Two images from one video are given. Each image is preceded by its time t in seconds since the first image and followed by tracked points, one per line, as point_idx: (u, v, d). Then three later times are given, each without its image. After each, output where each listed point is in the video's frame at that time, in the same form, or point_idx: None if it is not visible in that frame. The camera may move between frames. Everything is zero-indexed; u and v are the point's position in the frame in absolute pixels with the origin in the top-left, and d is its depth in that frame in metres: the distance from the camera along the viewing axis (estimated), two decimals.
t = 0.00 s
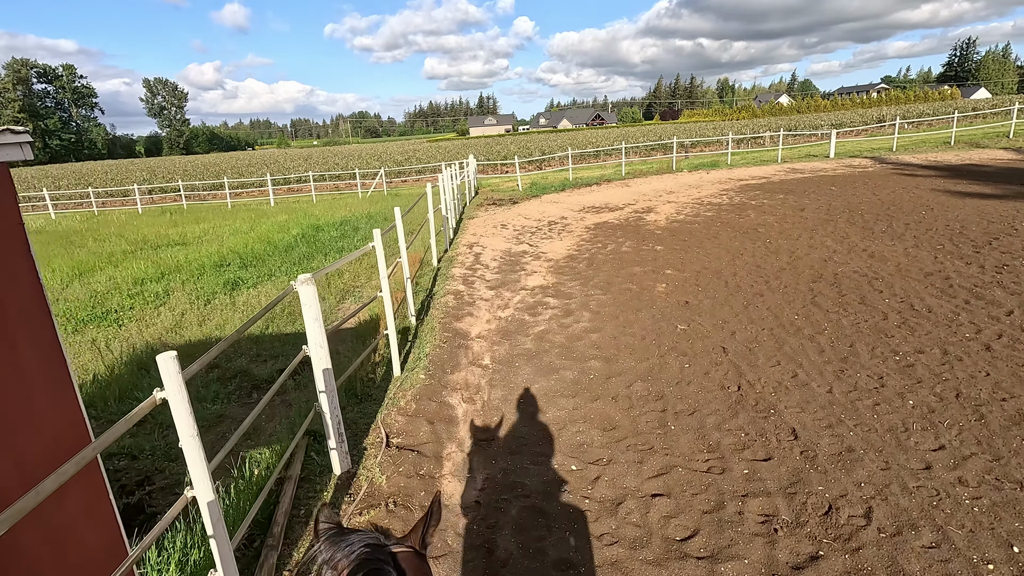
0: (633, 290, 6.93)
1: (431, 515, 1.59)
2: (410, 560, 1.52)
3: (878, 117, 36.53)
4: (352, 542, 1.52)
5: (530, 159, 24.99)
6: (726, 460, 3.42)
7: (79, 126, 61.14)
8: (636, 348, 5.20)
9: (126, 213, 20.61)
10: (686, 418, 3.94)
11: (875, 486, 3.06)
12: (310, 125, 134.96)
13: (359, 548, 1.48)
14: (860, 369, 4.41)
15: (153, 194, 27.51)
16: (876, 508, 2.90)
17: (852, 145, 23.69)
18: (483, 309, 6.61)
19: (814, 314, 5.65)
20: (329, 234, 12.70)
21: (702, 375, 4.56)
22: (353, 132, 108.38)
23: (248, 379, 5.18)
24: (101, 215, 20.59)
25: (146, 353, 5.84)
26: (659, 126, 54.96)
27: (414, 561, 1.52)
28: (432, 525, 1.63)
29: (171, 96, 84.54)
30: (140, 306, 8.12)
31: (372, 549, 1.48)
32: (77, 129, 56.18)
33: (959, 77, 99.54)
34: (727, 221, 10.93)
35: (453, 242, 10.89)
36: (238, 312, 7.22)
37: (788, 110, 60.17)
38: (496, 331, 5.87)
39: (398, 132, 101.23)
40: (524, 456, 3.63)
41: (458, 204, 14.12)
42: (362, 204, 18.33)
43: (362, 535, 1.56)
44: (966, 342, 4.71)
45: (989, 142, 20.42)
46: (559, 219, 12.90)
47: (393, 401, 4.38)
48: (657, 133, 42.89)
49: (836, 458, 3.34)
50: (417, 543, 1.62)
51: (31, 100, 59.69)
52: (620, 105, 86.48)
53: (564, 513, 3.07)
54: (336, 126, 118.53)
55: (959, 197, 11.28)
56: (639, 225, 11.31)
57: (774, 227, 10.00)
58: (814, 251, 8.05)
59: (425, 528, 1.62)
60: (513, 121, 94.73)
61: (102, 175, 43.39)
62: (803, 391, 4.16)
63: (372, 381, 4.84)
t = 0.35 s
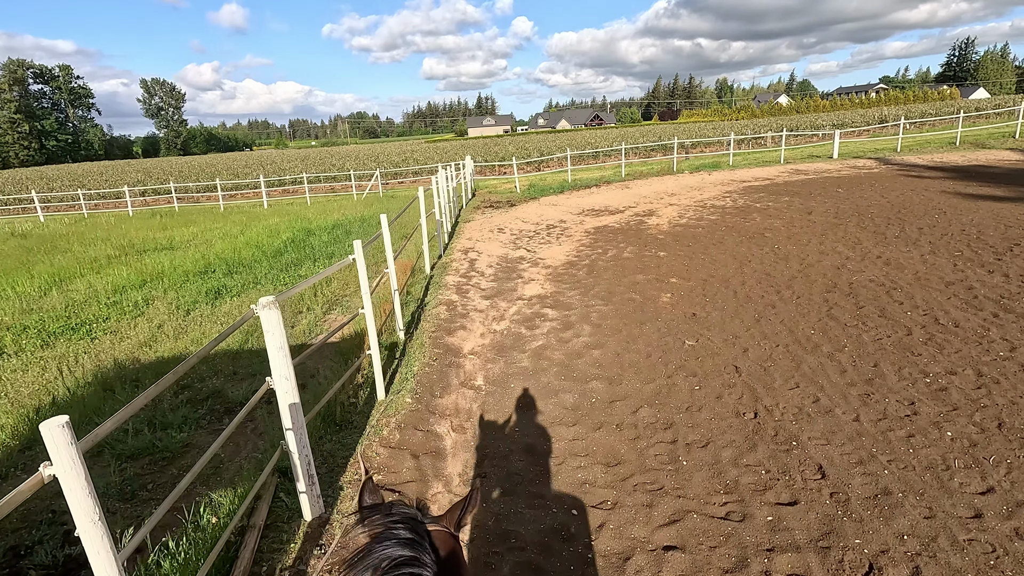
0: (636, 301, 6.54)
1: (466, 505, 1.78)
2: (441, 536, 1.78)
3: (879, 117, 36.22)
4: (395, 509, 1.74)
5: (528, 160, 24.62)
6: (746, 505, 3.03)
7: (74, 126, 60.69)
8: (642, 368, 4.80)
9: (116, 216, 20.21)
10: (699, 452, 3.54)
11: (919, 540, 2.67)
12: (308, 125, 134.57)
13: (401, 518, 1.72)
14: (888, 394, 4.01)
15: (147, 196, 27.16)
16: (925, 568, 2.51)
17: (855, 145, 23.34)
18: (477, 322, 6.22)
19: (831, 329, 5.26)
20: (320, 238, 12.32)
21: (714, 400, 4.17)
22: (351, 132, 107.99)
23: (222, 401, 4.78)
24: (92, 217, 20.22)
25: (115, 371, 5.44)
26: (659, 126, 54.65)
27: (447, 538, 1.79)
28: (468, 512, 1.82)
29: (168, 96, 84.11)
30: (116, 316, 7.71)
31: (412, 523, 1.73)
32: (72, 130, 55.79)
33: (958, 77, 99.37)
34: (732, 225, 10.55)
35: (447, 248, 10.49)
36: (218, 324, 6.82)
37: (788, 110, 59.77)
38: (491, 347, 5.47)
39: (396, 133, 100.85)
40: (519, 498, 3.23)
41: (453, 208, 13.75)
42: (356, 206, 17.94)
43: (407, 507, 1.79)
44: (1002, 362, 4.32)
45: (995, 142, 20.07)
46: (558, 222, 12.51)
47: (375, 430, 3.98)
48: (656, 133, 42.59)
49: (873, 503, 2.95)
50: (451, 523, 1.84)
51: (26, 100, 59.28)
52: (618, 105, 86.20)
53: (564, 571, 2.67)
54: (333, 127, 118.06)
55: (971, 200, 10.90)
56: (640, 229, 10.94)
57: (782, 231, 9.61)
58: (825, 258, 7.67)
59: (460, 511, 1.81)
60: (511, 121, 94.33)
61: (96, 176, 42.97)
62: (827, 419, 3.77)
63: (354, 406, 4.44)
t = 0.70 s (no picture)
0: (640, 313, 6.08)
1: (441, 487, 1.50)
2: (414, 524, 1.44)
3: (882, 117, 35.80)
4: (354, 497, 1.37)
5: (527, 161, 24.17)
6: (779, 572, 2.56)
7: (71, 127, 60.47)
8: (650, 393, 4.34)
9: (105, 218, 19.70)
10: (720, 502, 3.07)
11: None
12: (307, 125, 134.12)
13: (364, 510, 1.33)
14: (931, 429, 3.53)
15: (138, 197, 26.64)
16: None
17: (860, 146, 22.91)
18: (469, 337, 5.75)
19: (857, 348, 4.80)
20: (310, 243, 11.86)
21: (733, 435, 3.70)
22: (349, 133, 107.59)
23: (183, 431, 4.30)
24: (80, 219, 19.70)
25: (71, 396, 4.96)
26: (659, 126, 54.26)
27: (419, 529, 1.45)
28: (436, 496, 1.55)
29: (165, 96, 83.75)
30: (85, 328, 7.22)
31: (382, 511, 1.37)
32: (69, 130, 55.50)
33: (958, 77, 99.17)
34: (738, 229, 10.11)
35: (441, 253, 10.03)
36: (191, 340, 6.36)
37: (788, 110, 59.49)
38: (483, 367, 5.00)
39: (395, 133, 100.45)
40: (510, 559, 2.75)
41: (448, 212, 13.31)
42: (350, 209, 17.49)
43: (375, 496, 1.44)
44: None
45: (1004, 142, 19.63)
46: (556, 226, 12.04)
47: (349, 471, 3.50)
48: (656, 133, 42.22)
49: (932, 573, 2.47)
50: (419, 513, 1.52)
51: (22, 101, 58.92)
52: (618, 105, 85.86)
53: None
54: (332, 127, 117.76)
55: (988, 203, 10.45)
56: (642, 234, 10.49)
57: (792, 236, 9.15)
58: (841, 266, 7.21)
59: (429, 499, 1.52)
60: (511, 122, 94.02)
61: (91, 177, 42.57)
62: (864, 460, 3.30)
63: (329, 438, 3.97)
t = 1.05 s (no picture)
0: (652, 326, 5.58)
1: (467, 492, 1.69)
2: (449, 526, 1.64)
3: (888, 113, 35.25)
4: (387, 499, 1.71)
5: (527, 159, 23.66)
6: None
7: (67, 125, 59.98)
8: (669, 426, 3.83)
9: (95, 219, 19.22)
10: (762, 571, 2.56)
11: None
12: (306, 123, 133.56)
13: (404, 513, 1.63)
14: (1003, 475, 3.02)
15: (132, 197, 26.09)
16: None
17: (868, 143, 22.38)
18: (465, 354, 5.25)
19: (898, 369, 4.29)
20: (302, 245, 11.37)
21: (769, 479, 3.19)
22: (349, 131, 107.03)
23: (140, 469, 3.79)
24: (69, 220, 19.14)
25: (21, 424, 4.46)
26: (660, 124, 53.72)
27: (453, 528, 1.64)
28: (472, 502, 1.74)
29: (163, 94, 83.21)
30: (52, 340, 6.69)
31: (416, 514, 1.61)
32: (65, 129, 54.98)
33: (961, 73, 98.50)
34: (751, 231, 9.60)
35: (438, 256, 9.50)
36: (164, 357, 5.86)
37: (790, 107, 58.88)
38: (481, 390, 4.50)
39: (394, 131, 99.93)
40: None
41: (446, 213, 12.81)
42: (346, 209, 17.00)
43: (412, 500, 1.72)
44: None
45: (1017, 139, 19.09)
46: (559, 227, 11.52)
47: (322, 525, 2.99)
48: (658, 130, 41.71)
49: None
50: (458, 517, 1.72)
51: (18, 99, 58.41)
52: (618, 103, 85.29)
53: None
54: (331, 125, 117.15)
55: (1013, 203, 9.93)
56: (650, 236, 9.99)
57: (809, 239, 8.64)
58: (866, 273, 6.71)
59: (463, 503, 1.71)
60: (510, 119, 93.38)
61: (86, 175, 42.07)
62: (931, 516, 2.78)
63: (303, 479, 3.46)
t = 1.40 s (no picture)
0: (674, 329, 5.01)
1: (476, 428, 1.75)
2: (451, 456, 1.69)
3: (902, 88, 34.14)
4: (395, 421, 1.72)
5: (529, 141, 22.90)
6: None
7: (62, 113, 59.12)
8: (703, 454, 3.27)
9: (85, 210, 18.66)
10: None
11: None
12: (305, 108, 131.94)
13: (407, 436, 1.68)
14: None
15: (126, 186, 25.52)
16: None
17: (884, 119, 21.52)
18: (466, 363, 4.70)
19: (964, 381, 3.72)
20: (295, 236, 10.79)
21: (833, 528, 2.64)
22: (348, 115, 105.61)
23: (89, 510, 3.27)
24: (58, 211, 18.57)
25: None
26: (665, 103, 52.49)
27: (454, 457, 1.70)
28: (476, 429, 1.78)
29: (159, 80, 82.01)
30: (19, 346, 6.18)
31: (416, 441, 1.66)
32: (60, 117, 54.16)
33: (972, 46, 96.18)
34: (771, 216, 8.97)
35: (437, 247, 8.91)
36: (135, 366, 5.31)
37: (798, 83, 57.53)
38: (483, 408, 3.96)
39: (393, 114, 98.43)
40: None
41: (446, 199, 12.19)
42: (343, 196, 16.37)
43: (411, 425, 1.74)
44: None
45: None
46: (565, 213, 10.89)
47: None
48: (662, 110, 40.65)
49: None
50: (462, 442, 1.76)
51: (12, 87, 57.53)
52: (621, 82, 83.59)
53: None
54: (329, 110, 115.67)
55: None
56: (663, 222, 9.37)
57: (836, 224, 8.01)
58: (906, 263, 6.10)
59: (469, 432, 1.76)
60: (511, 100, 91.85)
61: (83, 163, 41.46)
62: None
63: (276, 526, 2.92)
